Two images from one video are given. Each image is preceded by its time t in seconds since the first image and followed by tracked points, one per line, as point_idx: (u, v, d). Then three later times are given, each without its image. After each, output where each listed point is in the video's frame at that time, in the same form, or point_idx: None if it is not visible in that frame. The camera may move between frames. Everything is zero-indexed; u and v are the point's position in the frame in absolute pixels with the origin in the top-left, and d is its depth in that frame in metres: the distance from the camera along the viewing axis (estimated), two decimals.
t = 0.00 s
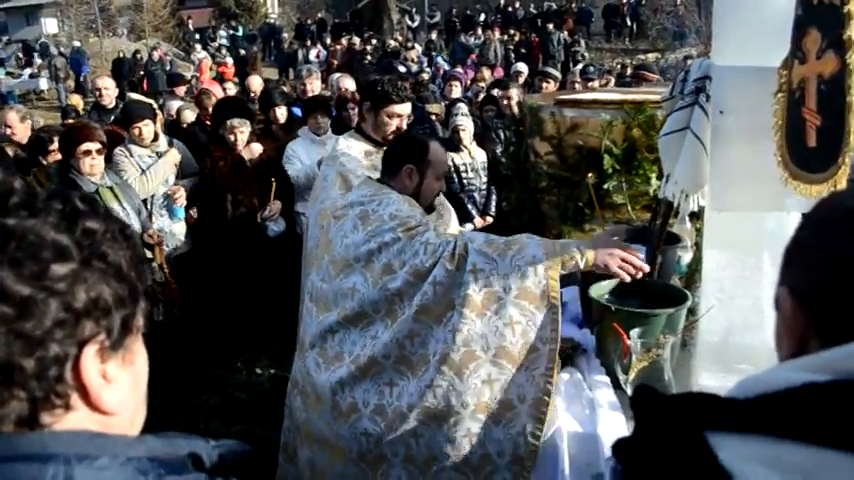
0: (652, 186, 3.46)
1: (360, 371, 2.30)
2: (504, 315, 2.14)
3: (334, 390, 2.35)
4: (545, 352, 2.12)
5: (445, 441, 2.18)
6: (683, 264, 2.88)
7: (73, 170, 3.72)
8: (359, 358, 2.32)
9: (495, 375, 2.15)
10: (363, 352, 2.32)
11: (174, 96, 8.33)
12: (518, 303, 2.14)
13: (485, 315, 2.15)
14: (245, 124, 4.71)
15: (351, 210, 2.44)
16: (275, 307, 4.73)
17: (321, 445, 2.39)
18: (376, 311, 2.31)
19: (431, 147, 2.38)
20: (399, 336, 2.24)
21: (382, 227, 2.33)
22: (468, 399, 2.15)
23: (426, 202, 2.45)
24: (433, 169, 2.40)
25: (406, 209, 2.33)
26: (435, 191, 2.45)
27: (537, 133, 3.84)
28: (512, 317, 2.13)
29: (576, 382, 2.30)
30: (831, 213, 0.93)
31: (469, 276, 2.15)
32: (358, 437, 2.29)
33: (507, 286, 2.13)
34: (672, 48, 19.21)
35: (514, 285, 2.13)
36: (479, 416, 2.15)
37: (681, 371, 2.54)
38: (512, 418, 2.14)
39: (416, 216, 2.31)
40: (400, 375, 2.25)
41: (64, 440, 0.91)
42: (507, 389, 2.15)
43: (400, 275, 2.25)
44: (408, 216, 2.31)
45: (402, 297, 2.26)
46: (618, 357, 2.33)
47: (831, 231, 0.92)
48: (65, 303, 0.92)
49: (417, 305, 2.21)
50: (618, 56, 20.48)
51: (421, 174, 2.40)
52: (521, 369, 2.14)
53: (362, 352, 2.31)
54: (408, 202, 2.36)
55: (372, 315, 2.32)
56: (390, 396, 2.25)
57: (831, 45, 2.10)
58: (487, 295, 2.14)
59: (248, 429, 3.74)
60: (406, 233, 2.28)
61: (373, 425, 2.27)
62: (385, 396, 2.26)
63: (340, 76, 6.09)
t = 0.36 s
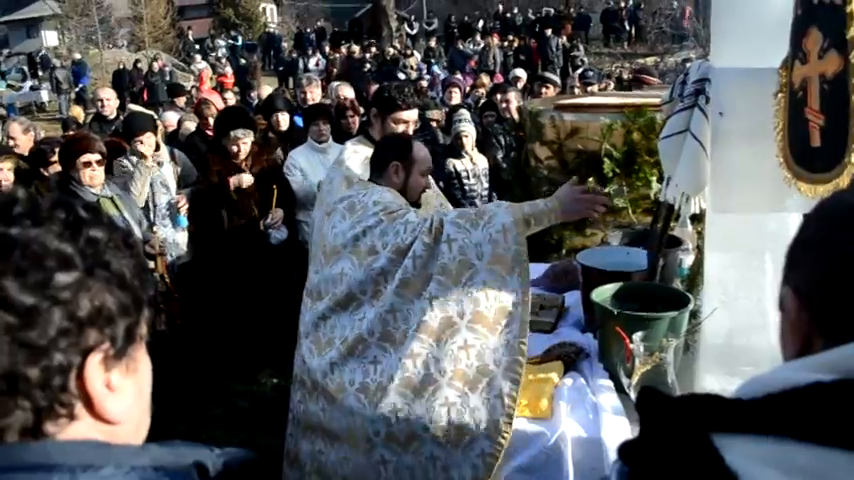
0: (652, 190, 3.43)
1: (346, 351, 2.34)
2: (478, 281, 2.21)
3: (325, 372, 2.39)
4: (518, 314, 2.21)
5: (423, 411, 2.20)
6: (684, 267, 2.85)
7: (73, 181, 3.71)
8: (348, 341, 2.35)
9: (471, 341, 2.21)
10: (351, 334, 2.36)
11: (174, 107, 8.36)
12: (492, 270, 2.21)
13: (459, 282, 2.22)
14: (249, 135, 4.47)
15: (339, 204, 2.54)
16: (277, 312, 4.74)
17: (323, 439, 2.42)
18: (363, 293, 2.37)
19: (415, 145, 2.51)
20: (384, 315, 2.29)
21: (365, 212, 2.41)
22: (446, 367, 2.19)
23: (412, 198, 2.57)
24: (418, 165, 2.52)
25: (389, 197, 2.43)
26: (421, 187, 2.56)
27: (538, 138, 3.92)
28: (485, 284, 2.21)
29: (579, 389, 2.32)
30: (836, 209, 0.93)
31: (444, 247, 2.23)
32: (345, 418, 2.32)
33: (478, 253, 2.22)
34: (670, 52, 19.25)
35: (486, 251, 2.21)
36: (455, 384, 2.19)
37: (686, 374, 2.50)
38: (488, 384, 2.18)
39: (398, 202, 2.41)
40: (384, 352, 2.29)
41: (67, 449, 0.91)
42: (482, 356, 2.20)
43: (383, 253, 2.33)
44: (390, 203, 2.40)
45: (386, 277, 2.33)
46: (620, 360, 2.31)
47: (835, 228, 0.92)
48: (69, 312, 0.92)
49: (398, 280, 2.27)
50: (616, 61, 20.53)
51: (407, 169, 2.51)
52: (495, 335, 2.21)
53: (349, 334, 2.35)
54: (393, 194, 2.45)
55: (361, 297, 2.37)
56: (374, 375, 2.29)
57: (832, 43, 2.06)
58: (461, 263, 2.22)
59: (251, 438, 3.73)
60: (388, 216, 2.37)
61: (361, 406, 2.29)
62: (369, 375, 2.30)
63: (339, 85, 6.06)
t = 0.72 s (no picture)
0: (648, 194, 3.40)
1: (346, 329, 2.52)
2: (471, 264, 2.40)
3: (320, 353, 2.57)
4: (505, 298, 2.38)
5: (412, 388, 2.32)
6: (680, 271, 2.83)
7: (69, 182, 3.70)
8: (346, 321, 2.53)
9: (460, 319, 2.38)
10: (349, 315, 2.54)
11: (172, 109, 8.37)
12: (483, 255, 2.40)
13: (453, 265, 2.40)
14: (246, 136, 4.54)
15: (338, 196, 2.71)
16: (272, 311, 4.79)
17: (321, 422, 2.56)
18: (363, 276, 2.56)
19: (406, 141, 2.69)
20: (384, 294, 2.47)
21: (367, 200, 2.60)
22: (433, 343, 2.36)
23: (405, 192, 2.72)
24: (409, 158, 2.69)
25: (388, 188, 2.62)
26: (414, 181, 2.73)
27: (534, 142, 3.95)
28: (476, 266, 2.39)
29: (575, 391, 2.30)
30: (830, 210, 0.93)
31: (441, 230, 2.42)
32: (337, 393, 2.46)
33: (473, 240, 2.41)
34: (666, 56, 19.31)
35: (480, 237, 2.40)
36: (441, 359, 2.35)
37: (682, 377, 2.48)
38: (470, 360, 2.33)
39: (397, 193, 2.60)
40: (380, 332, 2.47)
41: (59, 447, 0.90)
42: (469, 334, 2.36)
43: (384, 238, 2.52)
44: (390, 193, 2.59)
45: (386, 261, 2.52)
46: (616, 363, 2.31)
47: (829, 228, 0.92)
48: (61, 311, 0.92)
49: (399, 262, 2.46)
50: (613, 65, 20.56)
51: (398, 163, 2.68)
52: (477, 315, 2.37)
53: (348, 315, 2.54)
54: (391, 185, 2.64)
55: (361, 280, 2.56)
56: (368, 353, 2.46)
57: (829, 47, 2.08)
58: (456, 246, 2.41)
59: (248, 439, 3.73)
60: (388, 204, 2.56)
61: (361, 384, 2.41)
62: (365, 353, 2.47)
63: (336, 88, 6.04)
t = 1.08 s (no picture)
0: (642, 193, 3.41)
1: (378, 342, 2.53)
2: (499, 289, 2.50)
3: (347, 363, 2.56)
4: (518, 328, 2.46)
5: (418, 391, 2.36)
6: (673, 271, 2.84)
7: (62, 181, 3.68)
8: (374, 333, 2.57)
9: (473, 337, 2.46)
10: (376, 328, 2.58)
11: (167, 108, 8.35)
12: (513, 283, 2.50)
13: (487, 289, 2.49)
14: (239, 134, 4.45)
15: (362, 200, 2.72)
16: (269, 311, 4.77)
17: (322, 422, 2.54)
18: (394, 290, 2.59)
19: (423, 144, 2.76)
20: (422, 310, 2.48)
21: (403, 211, 2.62)
22: (444, 354, 2.43)
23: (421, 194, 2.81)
24: (426, 162, 2.76)
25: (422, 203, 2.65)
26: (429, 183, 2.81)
27: (528, 141, 3.89)
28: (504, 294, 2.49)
29: (566, 391, 2.30)
30: (814, 208, 0.93)
31: (480, 252, 2.49)
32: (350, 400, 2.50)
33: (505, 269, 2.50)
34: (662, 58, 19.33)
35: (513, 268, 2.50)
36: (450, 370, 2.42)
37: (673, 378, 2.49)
38: (477, 372, 2.39)
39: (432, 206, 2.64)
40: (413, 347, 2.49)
41: (37, 442, 0.90)
42: (480, 353, 2.43)
43: (422, 255, 2.55)
44: (424, 205, 2.63)
45: (421, 278, 2.56)
46: (607, 363, 2.30)
47: (815, 226, 0.91)
48: (36, 310, 0.92)
49: (440, 280, 2.50)
50: (609, 66, 20.56)
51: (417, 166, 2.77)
52: (496, 338, 2.45)
53: (379, 328, 2.56)
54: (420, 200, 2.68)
55: (389, 291, 2.60)
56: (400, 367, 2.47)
57: (833, 46, 2.08)
58: (489, 271, 2.49)
59: (240, 438, 3.73)
60: (425, 218, 2.59)
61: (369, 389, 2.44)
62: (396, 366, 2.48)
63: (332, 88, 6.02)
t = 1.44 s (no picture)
0: (637, 200, 3.45)
1: (390, 354, 2.54)
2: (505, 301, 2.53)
3: (360, 380, 2.54)
4: (518, 342, 2.50)
5: (416, 395, 2.38)
6: (668, 276, 2.84)
7: (57, 185, 3.67)
8: (387, 346, 2.57)
9: (474, 348, 2.48)
10: (390, 343, 2.58)
11: (163, 112, 8.35)
12: (518, 295, 2.54)
13: (495, 301, 2.51)
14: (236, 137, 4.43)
15: (374, 211, 2.70)
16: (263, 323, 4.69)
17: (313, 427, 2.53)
18: (406, 303, 2.60)
19: (436, 158, 2.75)
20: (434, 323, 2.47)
21: (418, 224, 2.61)
22: (444, 363, 2.45)
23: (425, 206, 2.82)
24: (438, 176, 2.76)
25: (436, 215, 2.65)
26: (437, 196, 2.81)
27: (523, 147, 3.95)
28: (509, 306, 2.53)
29: (559, 396, 2.30)
30: (799, 211, 0.93)
31: (493, 264, 2.51)
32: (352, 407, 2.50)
33: (513, 282, 2.52)
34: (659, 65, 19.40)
35: (522, 282, 2.53)
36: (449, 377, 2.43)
37: (666, 382, 2.52)
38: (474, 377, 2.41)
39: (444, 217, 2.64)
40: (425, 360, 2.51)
41: (20, 445, 0.90)
42: (482, 362, 2.46)
43: (436, 270, 2.56)
44: (438, 217, 2.62)
45: (435, 292, 2.58)
46: (601, 368, 2.31)
47: (801, 227, 0.92)
48: (9, 321, 0.92)
49: (455, 295, 2.52)
50: (606, 73, 20.62)
51: (428, 180, 2.75)
52: (496, 348, 2.48)
53: (390, 340, 2.58)
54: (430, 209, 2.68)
55: (403, 303, 2.61)
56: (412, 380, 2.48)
57: (846, 52, 1.94)
58: (501, 286, 2.51)
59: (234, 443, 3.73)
60: (440, 231, 2.59)
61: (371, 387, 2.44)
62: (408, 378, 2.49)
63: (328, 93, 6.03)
